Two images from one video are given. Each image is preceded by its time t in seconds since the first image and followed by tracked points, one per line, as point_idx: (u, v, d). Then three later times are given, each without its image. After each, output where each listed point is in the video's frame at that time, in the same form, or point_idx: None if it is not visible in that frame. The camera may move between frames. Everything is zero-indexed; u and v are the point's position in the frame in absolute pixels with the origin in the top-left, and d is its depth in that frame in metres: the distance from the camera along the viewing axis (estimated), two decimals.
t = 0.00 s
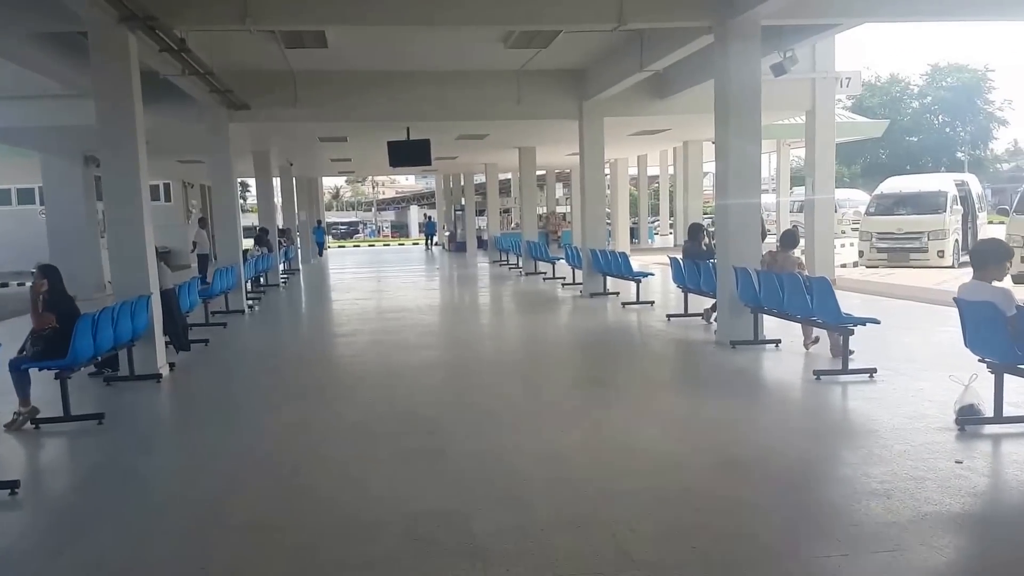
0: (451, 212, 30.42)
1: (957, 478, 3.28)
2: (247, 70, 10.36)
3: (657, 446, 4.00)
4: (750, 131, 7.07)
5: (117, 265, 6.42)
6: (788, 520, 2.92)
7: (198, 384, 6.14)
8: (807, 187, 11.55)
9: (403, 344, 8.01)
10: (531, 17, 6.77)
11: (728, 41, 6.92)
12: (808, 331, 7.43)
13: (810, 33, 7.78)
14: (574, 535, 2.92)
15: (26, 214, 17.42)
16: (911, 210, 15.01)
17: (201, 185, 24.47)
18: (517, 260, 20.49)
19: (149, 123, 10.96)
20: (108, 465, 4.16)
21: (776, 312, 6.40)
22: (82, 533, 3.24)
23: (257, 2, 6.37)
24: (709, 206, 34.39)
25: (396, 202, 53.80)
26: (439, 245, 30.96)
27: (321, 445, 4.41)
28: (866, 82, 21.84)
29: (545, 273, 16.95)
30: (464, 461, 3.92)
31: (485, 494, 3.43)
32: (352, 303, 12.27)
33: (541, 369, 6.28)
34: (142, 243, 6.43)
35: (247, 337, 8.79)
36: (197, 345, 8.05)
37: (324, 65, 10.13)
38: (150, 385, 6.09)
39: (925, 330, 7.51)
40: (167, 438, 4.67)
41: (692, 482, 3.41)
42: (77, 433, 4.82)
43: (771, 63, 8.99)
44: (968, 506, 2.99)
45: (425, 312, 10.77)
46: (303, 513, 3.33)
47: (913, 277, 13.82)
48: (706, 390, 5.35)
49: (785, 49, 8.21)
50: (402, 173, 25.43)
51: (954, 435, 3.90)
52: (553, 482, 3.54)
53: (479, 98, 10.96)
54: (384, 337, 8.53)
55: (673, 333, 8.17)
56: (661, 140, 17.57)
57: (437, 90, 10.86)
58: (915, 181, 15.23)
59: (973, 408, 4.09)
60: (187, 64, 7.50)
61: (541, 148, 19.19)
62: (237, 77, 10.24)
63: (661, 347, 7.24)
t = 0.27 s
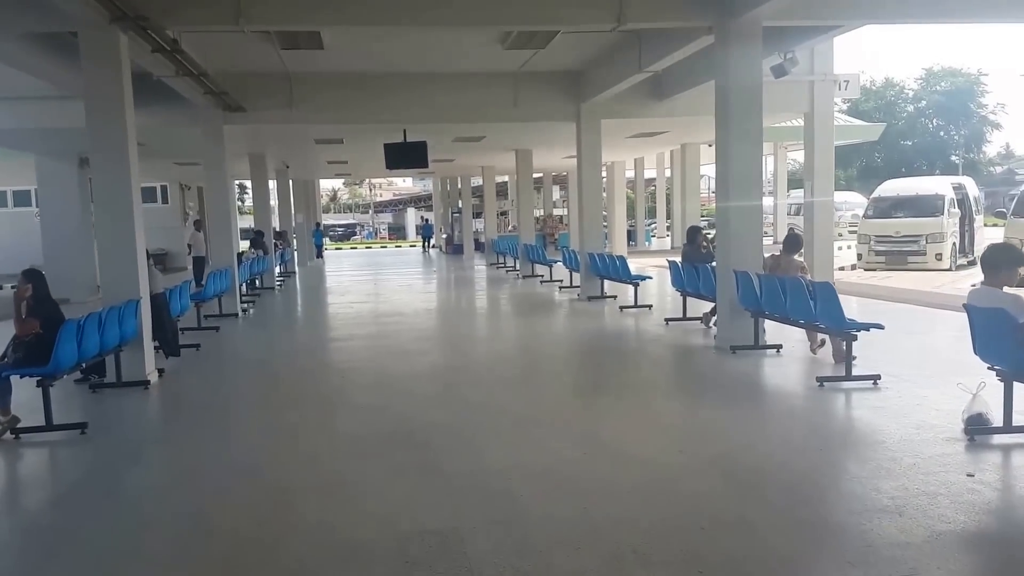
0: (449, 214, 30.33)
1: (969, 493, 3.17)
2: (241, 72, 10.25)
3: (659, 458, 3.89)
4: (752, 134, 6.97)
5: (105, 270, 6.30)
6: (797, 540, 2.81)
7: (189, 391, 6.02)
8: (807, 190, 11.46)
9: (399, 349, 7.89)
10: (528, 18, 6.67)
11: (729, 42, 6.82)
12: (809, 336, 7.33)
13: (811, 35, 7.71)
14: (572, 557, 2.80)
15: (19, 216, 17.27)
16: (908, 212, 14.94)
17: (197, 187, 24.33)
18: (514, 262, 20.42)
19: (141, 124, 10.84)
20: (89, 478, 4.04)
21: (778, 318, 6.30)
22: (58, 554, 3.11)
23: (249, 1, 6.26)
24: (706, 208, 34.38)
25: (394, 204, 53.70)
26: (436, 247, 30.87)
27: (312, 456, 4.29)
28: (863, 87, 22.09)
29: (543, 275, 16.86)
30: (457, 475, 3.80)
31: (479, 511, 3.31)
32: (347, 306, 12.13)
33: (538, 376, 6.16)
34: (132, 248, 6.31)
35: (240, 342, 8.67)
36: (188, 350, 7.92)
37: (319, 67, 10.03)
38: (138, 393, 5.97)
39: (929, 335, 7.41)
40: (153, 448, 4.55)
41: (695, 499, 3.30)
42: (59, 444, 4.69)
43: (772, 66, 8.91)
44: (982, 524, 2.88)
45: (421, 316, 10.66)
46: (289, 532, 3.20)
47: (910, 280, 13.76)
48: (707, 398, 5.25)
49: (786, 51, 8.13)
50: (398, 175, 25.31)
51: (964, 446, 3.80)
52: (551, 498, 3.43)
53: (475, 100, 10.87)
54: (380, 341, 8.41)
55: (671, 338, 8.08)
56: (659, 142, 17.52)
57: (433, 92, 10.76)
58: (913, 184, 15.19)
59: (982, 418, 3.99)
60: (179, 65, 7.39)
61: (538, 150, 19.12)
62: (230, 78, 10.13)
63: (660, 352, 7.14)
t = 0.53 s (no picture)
0: (444, 215, 30.17)
1: (986, 506, 3.07)
2: (235, 71, 10.11)
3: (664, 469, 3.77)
4: (755, 135, 6.87)
5: (94, 272, 6.15)
6: (811, 557, 2.70)
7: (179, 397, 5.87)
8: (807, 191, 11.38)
9: (394, 352, 7.75)
10: (527, 15, 6.57)
11: (732, 40, 6.72)
12: (811, 341, 7.22)
13: (815, 33, 7.63)
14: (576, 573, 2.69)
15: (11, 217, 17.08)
16: (906, 214, 14.88)
17: (191, 188, 24.14)
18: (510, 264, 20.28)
19: (133, 124, 10.68)
20: (73, 490, 3.90)
21: (782, 322, 6.20)
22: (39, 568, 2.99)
23: None
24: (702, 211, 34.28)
25: (389, 205, 53.48)
26: (432, 249, 30.71)
27: (304, 464, 4.16)
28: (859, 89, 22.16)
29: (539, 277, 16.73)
30: (455, 485, 3.68)
31: (478, 525, 3.19)
32: (342, 309, 11.98)
33: (537, 381, 6.04)
34: (122, 249, 6.16)
35: (232, 345, 8.52)
36: (179, 354, 7.77)
37: (314, 66, 9.90)
38: (125, 399, 5.82)
39: (932, 340, 7.31)
40: (140, 457, 4.41)
41: (703, 513, 3.18)
42: (45, 452, 4.55)
43: (773, 65, 8.81)
44: (1003, 540, 2.77)
45: (417, 319, 10.52)
46: (280, 547, 3.08)
47: (908, 283, 13.68)
48: (710, 404, 5.14)
49: (789, 49, 8.05)
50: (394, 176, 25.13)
51: (976, 455, 3.70)
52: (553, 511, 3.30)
53: (472, 100, 10.75)
54: (375, 345, 8.28)
55: (671, 342, 7.96)
56: (656, 144, 17.42)
57: (430, 92, 10.63)
58: (911, 186, 15.12)
59: (995, 426, 3.89)
60: (172, 62, 7.25)
61: (534, 151, 19.00)
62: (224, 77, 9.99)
63: (659, 357, 7.03)
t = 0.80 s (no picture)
0: (440, 216, 30.03)
1: (1008, 521, 2.95)
2: (228, 69, 9.97)
3: (670, 479, 3.64)
4: (757, 135, 6.76)
5: (81, 274, 5.99)
6: None
7: (169, 402, 5.72)
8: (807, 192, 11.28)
9: (390, 356, 7.61)
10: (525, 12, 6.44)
11: (735, 39, 6.61)
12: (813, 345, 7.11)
13: (817, 31, 7.52)
14: None
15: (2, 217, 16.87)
16: (905, 216, 14.81)
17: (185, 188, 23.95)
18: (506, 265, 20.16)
19: (124, 122, 10.52)
20: (55, 501, 3.75)
21: (786, 326, 6.08)
22: None
23: None
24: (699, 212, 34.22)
25: (385, 206, 53.32)
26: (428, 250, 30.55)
27: (295, 475, 4.01)
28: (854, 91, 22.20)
29: (537, 279, 16.60)
30: (452, 497, 3.53)
31: (477, 540, 3.05)
32: (338, 311, 11.84)
33: (535, 386, 5.91)
34: (110, 251, 6.01)
35: (224, 348, 8.37)
36: (170, 358, 7.62)
37: (308, 64, 9.75)
38: (113, 404, 5.66)
39: (936, 343, 7.20)
40: (126, 466, 4.26)
41: (712, 527, 3.05)
42: (28, 461, 4.40)
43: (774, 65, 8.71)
44: None
45: (413, 321, 10.37)
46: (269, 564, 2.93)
47: (906, 285, 13.59)
48: (713, 410, 5.02)
49: (790, 49, 7.94)
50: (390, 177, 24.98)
51: (991, 465, 3.59)
52: (556, 525, 3.16)
53: (469, 99, 10.61)
54: (370, 348, 8.13)
55: (672, 345, 7.84)
56: (653, 145, 17.33)
57: (426, 91, 10.49)
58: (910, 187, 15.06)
59: (1010, 435, 3.77)
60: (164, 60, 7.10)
61: (531, 152, 18.89)
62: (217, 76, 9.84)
63: (660, 361, 6.91)
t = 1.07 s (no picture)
0: (437, 217, 29.86)
1: None
2: (222, 67, 9.82)
3: (678, 492, 3.51)
4: (760, 134, 6.63)
5: (69, 275, 5.84)
6: None
7: (158, 407, 5.57)
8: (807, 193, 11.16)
9: (386, 359, 7.46)
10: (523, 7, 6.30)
11: (737, 36, 6.49)
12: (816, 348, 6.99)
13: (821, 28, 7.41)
14: None
15: None
16: (905, 217, 14.70)
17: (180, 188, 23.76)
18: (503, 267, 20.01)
19: (116, 120, 10.35)
20: (36, 511, 3.60)
21: (790, 329, 5.96)
22: None
23: None
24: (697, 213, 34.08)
25: (382, 207, 53.12)
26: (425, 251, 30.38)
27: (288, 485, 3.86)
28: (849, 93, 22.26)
29: (534, 280, 16.45)
30: (450, 509, 3.39)
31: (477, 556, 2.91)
32: (333, 312, 11.69)
33: (535, 391, 5.77)
34: (98, 251, 5.85)
35: (217, 350, 8.22)
36: (162, 361, 7.47)
37: (303, 62, 9.60)
38: (102, 409, 5.51)
39: (941, 347, 7.08)
40: (112, 473, 4.11)
41: (725, 545, 2.93)
42: (11, 469, 4.24)
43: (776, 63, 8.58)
44: None
45: (409, 323, 10.23)
46: None
47: (907, 287, 13.47)
48: (718, 416, 4.89)
49: (793, 47, 7.83)
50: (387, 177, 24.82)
51: (1009, 477, 3.48)
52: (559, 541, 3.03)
53: (466, 98, 10.48)
54: (366, 351, 7.99)
55: (673, 348, 7.71)
56: (652, 145, 17.20)
57: (423, 90, 10.36)
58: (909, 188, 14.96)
59: None
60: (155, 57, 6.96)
61: (528, 152, 18.74)
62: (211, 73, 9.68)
63: (661, 364, 6.78)
